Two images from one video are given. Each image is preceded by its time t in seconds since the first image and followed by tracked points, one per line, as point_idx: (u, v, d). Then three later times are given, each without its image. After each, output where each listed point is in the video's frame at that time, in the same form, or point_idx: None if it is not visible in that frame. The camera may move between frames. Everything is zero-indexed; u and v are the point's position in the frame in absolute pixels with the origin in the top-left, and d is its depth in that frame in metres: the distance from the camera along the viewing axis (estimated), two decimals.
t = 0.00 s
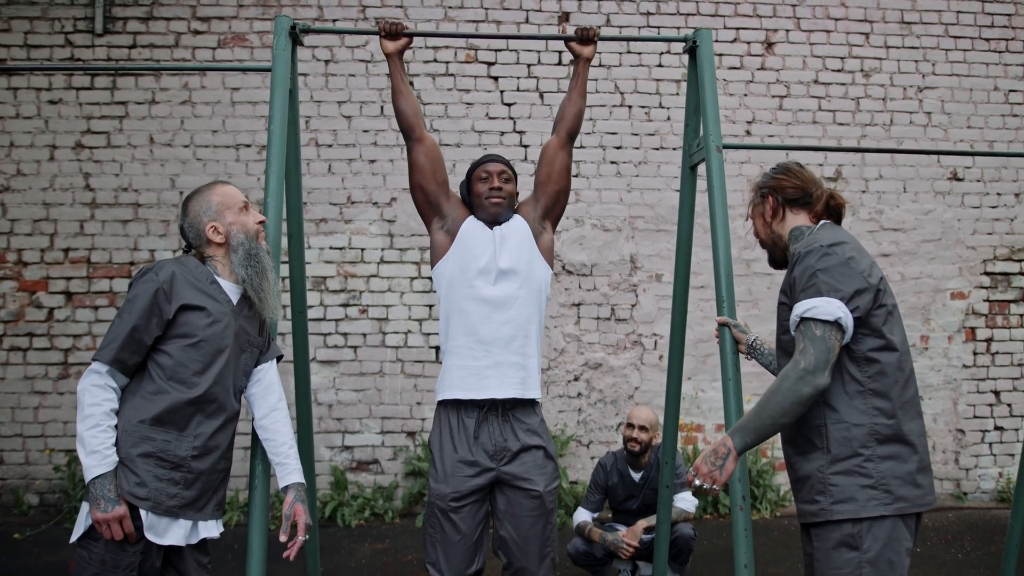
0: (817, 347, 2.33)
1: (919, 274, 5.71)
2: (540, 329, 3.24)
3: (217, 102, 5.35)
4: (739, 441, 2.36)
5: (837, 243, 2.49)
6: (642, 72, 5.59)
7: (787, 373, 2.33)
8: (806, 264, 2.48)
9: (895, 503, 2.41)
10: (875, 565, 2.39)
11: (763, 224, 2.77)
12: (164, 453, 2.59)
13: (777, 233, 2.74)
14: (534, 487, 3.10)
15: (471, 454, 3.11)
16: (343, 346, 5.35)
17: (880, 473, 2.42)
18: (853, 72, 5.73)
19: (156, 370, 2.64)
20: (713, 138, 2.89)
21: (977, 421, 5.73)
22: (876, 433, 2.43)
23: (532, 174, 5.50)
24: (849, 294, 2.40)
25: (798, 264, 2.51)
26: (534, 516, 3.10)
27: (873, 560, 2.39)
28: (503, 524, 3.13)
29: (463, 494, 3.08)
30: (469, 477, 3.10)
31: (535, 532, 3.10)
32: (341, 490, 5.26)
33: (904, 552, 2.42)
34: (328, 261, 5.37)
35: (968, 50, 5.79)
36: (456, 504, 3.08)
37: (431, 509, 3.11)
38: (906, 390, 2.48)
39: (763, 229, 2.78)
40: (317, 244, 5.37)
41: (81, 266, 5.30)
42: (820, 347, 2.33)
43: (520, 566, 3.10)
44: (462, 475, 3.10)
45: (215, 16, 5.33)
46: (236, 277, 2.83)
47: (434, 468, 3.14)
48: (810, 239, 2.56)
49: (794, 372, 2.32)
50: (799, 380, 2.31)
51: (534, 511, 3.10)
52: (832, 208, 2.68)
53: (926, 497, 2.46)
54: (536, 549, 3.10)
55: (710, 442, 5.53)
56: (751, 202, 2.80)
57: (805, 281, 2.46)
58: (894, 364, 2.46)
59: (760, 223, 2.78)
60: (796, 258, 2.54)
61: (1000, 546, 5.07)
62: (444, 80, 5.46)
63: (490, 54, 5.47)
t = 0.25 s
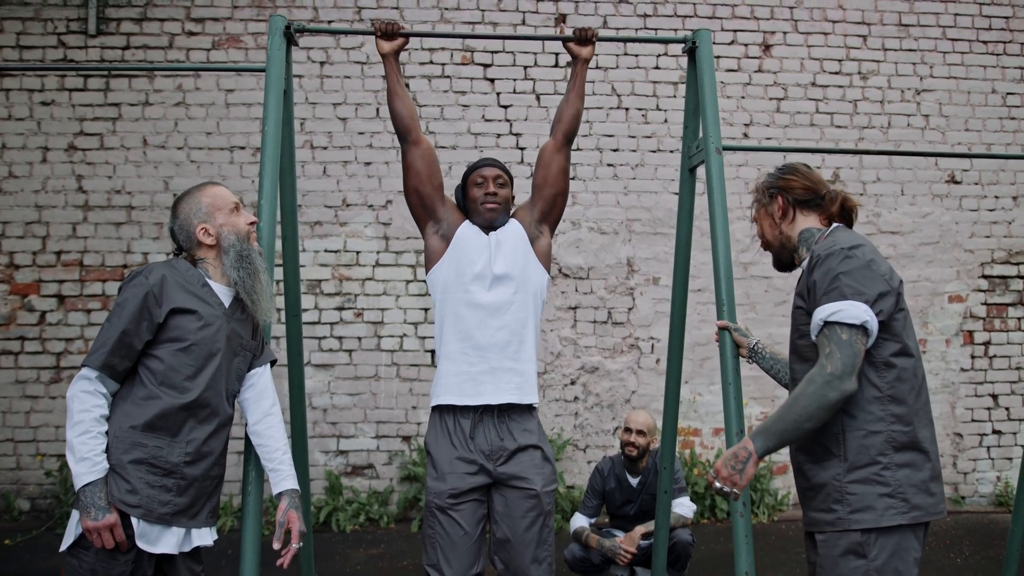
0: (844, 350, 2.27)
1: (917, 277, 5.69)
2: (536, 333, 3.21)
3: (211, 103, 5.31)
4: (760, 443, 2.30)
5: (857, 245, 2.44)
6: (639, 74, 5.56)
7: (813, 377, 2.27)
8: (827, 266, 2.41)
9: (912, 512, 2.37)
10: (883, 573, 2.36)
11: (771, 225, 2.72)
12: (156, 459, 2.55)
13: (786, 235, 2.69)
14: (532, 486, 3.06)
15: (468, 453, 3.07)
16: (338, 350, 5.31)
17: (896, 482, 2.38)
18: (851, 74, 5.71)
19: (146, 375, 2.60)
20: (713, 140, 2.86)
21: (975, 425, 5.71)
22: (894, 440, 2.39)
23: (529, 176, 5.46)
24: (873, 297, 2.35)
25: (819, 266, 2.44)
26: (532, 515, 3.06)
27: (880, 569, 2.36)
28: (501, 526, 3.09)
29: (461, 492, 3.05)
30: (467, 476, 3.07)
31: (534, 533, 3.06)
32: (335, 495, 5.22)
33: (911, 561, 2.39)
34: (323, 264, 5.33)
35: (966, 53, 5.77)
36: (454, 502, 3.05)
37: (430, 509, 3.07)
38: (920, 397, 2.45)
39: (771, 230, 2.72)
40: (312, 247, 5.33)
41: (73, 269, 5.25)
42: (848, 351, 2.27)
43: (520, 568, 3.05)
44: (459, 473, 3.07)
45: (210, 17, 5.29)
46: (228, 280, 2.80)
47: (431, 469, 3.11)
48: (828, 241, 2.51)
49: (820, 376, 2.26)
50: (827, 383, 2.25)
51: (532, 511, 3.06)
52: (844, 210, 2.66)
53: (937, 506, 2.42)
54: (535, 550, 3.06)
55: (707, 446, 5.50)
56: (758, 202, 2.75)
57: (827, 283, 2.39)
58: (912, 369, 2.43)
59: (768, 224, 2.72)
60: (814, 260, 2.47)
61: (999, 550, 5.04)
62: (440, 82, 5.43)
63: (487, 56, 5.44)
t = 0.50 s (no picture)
0: (878, 359, 2.19)
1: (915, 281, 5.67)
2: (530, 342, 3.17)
3: (204, 105, 5.27)
4: (815, 476, 2.16)
5: (881, 249, 2.36)
6: (636, 77, 5.53)
7: (850, 389, 2.18)
8: (853, 270, 2.32)
9: (924, 522, 2.33)
10: None
11: (787, 221, 2.63)
12: (146, 466, 2.50)
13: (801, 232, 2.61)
14: (529, 481, 3.02)
15: (465, 445, 3.03)
16: (332, 354, 5.26)
17: (909, 492, 2.33)
18: (848, 77, 5.69)
19: (136, 380, 2.55)
20: (712, 142, 2.83)
21: (973, 429, 5.68)
22: (908, 449, 2.34)
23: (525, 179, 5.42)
24: (902, 301, 2.27)
25: (843, 270, 2.35)
26: (527, 508, 3.01)
27: None
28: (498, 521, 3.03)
29: (460, 483, 3.00)
30: (467, 467, 3.02)
31: (531, 528, 3.00)
32: (329, 500, 5.17)
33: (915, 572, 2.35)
34: (317, 268, 5.28)
35: (963, 56, 5.75)
36: (453, 494, 3.00)
37: (429, 501, 3.02)
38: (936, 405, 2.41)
39: (785, 225, 2.64)
40: (306, 251, 5.28)
41: (65, 272, 5.20)
42: (882, 359, 2.19)
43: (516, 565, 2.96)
44: (459, 465, 3.02)
45: (203, 18, 5.24)
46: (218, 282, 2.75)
47: (428, 463, 3.06)
48: (849, 245, 2.42)
49: (857, 388, 2.17)
50: (865, 395, 2.16)
51: (528, 505, 3.01)
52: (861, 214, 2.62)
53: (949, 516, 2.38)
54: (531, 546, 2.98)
55: (704, 451, 5.46)
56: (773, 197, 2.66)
57: (854, 288, 2.30)
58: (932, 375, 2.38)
59: (783, 219, 2.64)
60: (836, 264, 2.38)
61: (998, 556, 5.01)
62: (435, 84, 5.39)
63: (482, 58, 5.41)
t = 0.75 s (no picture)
0: (902, 367, 2.15)
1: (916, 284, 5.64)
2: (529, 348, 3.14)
3: (201, 108, 5.23)
4: (879, 503, 2.09)
5: (901, 253, 2.31)
6: (636, 80, 5.50)
7: (879, 400, 2.14)
8: (874, 276, 2.28)
9: (931, 534, 2.29)
10: None
11: (805, 215, 2.60)
12: (140, 473, 2.46)
13: (819, 229, 2.59)
14: (527, 467, 2.98)
15: (465, 434, 2.98)
16: (330, 358, 5.22)
17: (919, 502, 2.30)
18: (849, 80, 5.67)
19: (130, 385, 2.52)
20: (715, 144, 2.79)
21: (974, 433, 5.65)
22: (920, 459, 2.30)
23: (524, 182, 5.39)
24: (924, 308, 2.23)
25: (862, 275, 2.30)
26: (525, 493, 2.94)
27: None
28: (496, 510, 2.94)
29: (461, 470, 2.93)
30: (467, 455, 2.96)
31: (529, 513, 2.91)
32: (327, 505, 5.13)
33: None
34: (315, 271, 5.24)
35: (964, 59, 5.73)
36: (454, 480, 2.93)
37: (430, 490, 2.94)
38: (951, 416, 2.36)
39: (804, 221, 2.60)
40: (304, 254, 5.24)
41: (61, 276, 5.15)
42: (905, 368, 2.16)
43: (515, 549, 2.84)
44: (460, 453, 2.96)
45: (200, 20, 5.21)
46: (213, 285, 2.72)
47: (428, 456, 3.00)
48: (868, 249, 2.38)
49: (886, 399, 2.13)
50: (895, 406, 2.13)
51: (525, 490, 2.95)
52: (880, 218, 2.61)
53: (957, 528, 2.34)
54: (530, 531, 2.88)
55: (704, 455, 5.43)
56: (792, 189, 2.62)
57: (874, 294, 2.25)
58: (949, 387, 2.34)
59: (801, 213, 2.60)
60: (856, 268, 2.34)
61: (1001, 562, 4.98)
62: (434, 87, 5.36)
63: (481, 61, 5.38)
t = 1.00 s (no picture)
0: (923, 372, 2.12)
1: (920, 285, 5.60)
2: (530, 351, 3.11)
3: (200, 108, 5.20)
4: (925, 514, 2.05)
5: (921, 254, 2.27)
6: (638, 80, 5.47)
7: (904, 407, 2.11)
8: (893, 278, 2.23)
9: (943, 543, 2.26)
10: None
11: (826, 209, 2.55)
12: (138, 478, 2.42)
13: (839, 224, 2.54)
14: (526, 448, 2.95)
15: (466, 418, 2.95)
16: (331, 360, 5.18)
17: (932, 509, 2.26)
18: (852, 80, 5.63)
19: (126, 387, 2.48)
20: (720, 143, 2.76)
21: (979, 435, 5.61)
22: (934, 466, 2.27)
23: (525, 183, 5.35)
24: (944, 311, 2.19)
25: (880, 276, 2.26)
26: (526, 473, 2.90)
27: None
28: (496, 489, 2.88)
29: (462, 451, 2.88)
30: (468, 436, 2.92)
31: (528, 492, 2.87)
32: (328, 508, 5.09)
33: None
34: (316, 272, 5.20)
35: (967, 59, 5.70)
36: (456, 462, 2.87)
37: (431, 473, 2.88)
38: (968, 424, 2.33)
39: (824, 214, 2.55)
40: (304, 255, 5.21)
41: (59, 278, 5.12)
42: (927, 373, 2.13)
43: (514, 525, 2.79)
44: (460, 435, 2.92)
45: (199, 21, 5.18)
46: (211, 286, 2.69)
47: (429, 444, 2.95)
48: (886, 249, 2.33)
49: (911, 405, 2.10)
50: (922, 412, 2.10)
51: (525, 470, 2.91)
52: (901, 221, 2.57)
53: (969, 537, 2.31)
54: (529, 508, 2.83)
55: (707, 457, 5.39)
56: (814, 181, 2.58)
57: (893, 297, 2.21)
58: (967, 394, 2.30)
59: (821, 206, 2.55)
60: (873, 269, 2.30)
61: (1008, 564, 4.94)
62: (435, 87, 5.32)
63: (482, 61, 5.34)
